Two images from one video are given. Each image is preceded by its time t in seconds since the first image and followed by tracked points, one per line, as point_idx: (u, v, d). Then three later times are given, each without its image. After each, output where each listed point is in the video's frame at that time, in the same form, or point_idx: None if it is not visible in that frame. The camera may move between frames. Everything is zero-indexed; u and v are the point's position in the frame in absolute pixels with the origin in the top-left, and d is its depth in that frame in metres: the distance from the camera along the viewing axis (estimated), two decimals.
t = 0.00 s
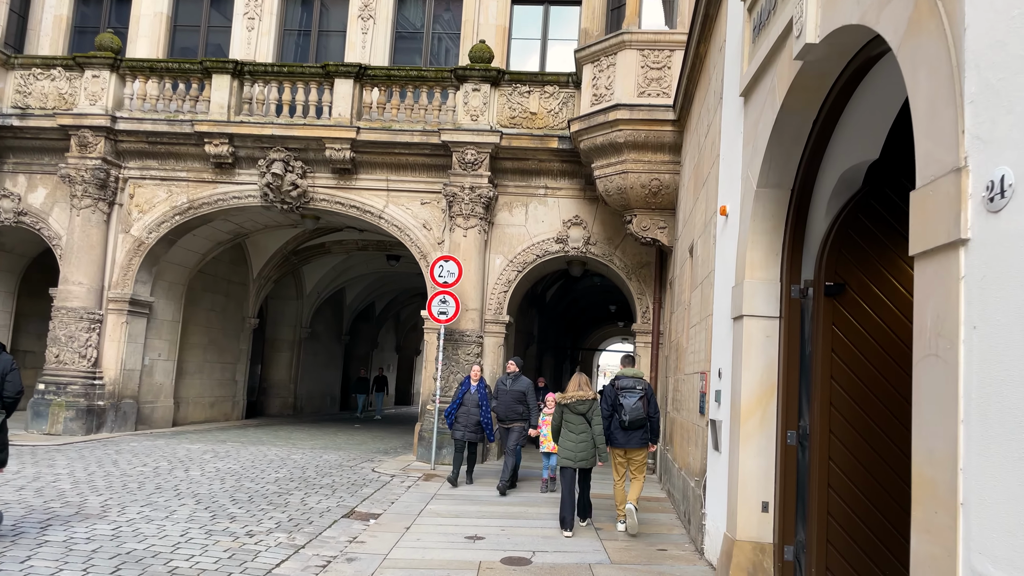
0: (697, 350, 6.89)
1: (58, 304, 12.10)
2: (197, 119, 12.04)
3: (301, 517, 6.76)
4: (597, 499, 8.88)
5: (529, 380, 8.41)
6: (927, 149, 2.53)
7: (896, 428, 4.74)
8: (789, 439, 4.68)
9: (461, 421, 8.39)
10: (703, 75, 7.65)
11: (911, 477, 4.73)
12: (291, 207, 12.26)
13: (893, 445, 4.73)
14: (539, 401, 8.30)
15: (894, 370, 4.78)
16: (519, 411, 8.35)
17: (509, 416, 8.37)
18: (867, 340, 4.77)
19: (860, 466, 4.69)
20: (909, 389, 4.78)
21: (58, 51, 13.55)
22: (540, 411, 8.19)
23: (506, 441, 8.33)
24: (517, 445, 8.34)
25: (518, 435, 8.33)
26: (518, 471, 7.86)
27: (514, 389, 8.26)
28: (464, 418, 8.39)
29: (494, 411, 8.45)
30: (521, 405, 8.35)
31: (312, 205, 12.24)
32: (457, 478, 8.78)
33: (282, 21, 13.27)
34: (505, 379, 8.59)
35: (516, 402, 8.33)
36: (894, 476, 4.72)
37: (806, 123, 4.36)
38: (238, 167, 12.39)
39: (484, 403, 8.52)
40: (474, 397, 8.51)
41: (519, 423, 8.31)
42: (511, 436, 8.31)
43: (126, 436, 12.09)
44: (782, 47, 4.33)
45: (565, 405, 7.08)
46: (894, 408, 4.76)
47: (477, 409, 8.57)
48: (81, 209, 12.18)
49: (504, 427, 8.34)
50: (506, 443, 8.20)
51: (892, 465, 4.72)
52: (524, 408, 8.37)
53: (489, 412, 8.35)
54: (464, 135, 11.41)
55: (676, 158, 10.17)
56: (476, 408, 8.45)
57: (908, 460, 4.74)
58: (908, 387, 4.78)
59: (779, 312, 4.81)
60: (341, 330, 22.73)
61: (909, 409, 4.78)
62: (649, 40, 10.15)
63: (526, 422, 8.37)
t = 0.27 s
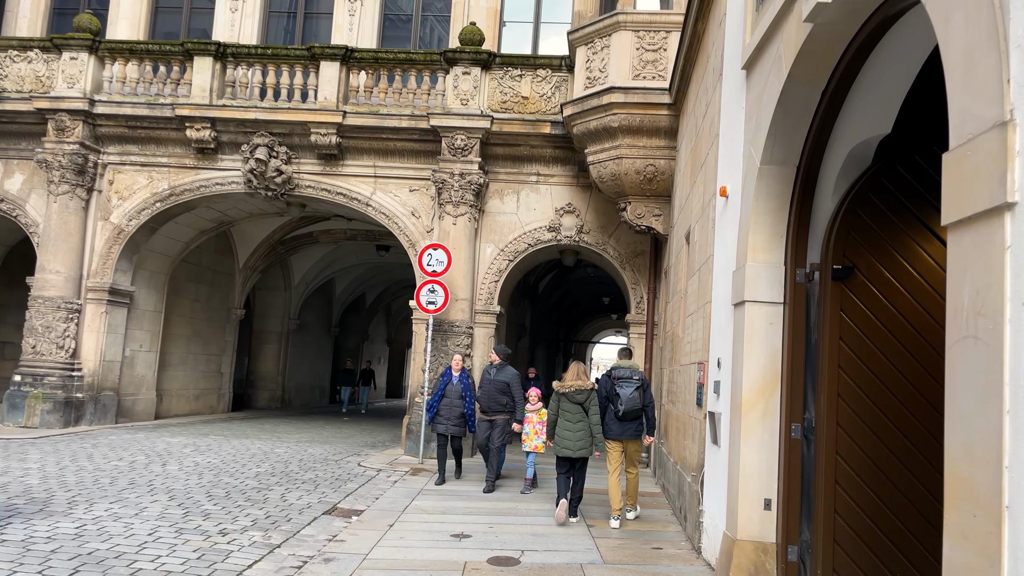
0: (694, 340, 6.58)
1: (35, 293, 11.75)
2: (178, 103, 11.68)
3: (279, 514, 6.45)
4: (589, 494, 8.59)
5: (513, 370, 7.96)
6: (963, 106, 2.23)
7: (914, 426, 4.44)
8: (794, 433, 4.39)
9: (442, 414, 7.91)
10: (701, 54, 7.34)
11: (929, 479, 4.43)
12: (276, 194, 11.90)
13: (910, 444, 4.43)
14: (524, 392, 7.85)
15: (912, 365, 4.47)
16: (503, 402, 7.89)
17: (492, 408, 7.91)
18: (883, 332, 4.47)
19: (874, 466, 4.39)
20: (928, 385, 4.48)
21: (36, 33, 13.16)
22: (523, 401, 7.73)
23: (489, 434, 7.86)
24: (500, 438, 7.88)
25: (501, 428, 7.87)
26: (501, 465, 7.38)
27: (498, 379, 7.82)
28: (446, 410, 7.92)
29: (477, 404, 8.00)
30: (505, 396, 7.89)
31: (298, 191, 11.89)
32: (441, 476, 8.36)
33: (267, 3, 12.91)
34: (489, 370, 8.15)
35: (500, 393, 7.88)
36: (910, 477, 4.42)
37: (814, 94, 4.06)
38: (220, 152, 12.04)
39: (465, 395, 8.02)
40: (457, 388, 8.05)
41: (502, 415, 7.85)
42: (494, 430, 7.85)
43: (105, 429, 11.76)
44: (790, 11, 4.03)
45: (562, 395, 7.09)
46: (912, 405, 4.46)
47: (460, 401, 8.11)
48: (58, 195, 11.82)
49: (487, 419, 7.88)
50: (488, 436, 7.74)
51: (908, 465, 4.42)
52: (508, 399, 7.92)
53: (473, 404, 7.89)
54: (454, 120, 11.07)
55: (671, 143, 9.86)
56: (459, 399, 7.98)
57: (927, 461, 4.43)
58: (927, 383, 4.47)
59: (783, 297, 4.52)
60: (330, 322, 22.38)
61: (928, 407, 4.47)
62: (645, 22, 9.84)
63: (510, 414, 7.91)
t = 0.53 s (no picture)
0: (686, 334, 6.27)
1: (4, 285, 11.36)
2: (152, 87, 11.28)
3: (249, 517, 6.13)
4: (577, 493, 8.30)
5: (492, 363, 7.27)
6: (1004, 66, 1.93)
7: (930, 435, 4.10)
8: (795, 435, 4.12)
9: (418, 411, 7.30)
10: (694, 34, 7.02)
11: (947, 493, 4.09)
12: (255, 182, 11.53)
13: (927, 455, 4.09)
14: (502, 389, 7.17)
15: (930, 369, 4.13)
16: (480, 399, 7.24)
17: (469, 405, 7.29)
18: (898, 334, 4.14)
19: (886, 477, 4.08)
20: (948, 392, 4.13)
21: (6, 15, 12.70)
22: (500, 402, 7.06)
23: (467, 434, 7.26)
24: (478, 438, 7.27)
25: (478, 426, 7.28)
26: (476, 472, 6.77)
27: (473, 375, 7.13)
28: (421, 407, 7.30)
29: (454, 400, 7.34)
30: (481, 393, 7.23)
31: (278, 179, 11.52)
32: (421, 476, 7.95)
33: None
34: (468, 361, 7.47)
35: (475, 391, 7.20)
36: (927, 491, 4.09)
37: (819, 69, 3.76)
38: (197, 139, 11.65)
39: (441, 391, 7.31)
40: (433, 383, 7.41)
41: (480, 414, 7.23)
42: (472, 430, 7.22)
43: (78, 424, 11.39)
44: None
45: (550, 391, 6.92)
46: (931, 412, 4.12)
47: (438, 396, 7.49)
48: (28, 183, 11.42)
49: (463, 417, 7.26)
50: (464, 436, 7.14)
51: (924, 477, 4.10)
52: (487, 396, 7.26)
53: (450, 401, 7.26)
54: (439, 106, 10.70)
55: (663, 130, 9.55)
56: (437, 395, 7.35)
57: (945, 473, 4.10)
58: (944, 383, 4.12)
59: (784, 287, 4.23)
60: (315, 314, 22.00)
61: (949, 415, 4.13)
62: (636, 4, 9.51)
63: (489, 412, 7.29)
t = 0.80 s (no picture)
0: (680, 323, 5.96)
1: None
2: (125, 69, 10.85)
3: (218, 517, 5.79)
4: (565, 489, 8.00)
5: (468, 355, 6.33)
6: None
7: (949, 436, 3.82)
8: (798, 431, 3.82)
9: (393, 410, 6.43)
10: (688, 10, 6.71)
11: (969, 497, 3.81)
12: (232, 168, 11.14)
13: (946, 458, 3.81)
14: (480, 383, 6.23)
15: (949, 365, 3.85)
16: (455, 395, 6.32)
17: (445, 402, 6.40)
18: (913, 323, 3.85)
19: (903, 480, 3.80)
20: (968, 387, 3.85)
21: None
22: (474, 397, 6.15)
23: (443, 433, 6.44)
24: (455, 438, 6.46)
25: (456, 426, 6.36)
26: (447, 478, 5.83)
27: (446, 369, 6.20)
28: (396, 405, 6.42)
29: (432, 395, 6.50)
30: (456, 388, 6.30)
31: (256, 165, 11.13)
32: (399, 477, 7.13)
33: None
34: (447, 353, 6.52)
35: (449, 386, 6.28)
36: (948, 495, 3.81)
37: (829, 33, 3.46)
38: (172, 123, 11.25)
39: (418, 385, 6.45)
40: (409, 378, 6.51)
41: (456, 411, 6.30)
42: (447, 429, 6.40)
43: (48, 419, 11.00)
44: None
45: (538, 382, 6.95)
46: (951, 412, 3.83)
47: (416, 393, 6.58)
48: None
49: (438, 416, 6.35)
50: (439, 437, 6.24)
51: (945, 481, 3.82)
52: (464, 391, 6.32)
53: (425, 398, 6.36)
54: (423, 89, 10.34)
55: (654, 114, 9.24)
56: (414, 391, 6.45)
57: (965, 472, 3.82)
58: (962, 377, 3.84)
59: (789, 271, 3.93)
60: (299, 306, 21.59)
61: (970, 415, 3.84)
62: None
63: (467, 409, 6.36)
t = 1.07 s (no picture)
0: (677, 318, 5.66)
1: None
2: (101, 54, 10.47)
3: (188, 522, 5.48)
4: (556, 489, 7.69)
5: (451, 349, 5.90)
6: None
7: (998, 468, 3.53)
8: (808, 434, 3.53)
9: (370, 406, 6.07)
10: None
11: (1010, 524, 3.53)
12: (213, 157, 10.79)
13: (994, 492, 3.52)
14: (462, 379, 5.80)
15: (999, 392, 3.55)
16: (436, 391, 5.87)
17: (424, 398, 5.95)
18: (933, 320, 3.56)
19: (921, 488, 3.52)
20: (992, 389, 3.57)
21: None
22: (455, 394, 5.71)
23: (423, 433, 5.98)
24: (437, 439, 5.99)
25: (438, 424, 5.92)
26: (427, 481, 5.40)
27: (424, 365, 5.80)
28: (373, 401, 6.07)
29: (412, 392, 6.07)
30: (436, 384, 5.85)
31: (237, 154, 10.78)
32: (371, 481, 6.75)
33: None
34: (430, 347, 6.11)
35: (429, 381, 5.85)
36: (995, 532, 3.52)
37: None
38: (150, 110, 10.88)
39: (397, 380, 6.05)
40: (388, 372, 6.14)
41: (437, 408, 5.86)
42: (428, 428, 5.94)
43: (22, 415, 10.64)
44: None
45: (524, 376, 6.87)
46: (999, 442, 3.54)
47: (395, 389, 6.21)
48: None
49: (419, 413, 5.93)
50: (418, 437, 5.82)
51: (992, 517, 3.53)
52: (445, 387, 5.88)
53: (403, 395, 5.96)
54: (410, 75, 10.00)
55: (649, 102, 8.93)
56: (392, 386, 6.09)
57: (989, 480, 3.54)
58: (985, 378, 3.56)
59: (797, 263, 3.63)
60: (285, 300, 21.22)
61: (1022, 447, 3.56)
62: None
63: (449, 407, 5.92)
